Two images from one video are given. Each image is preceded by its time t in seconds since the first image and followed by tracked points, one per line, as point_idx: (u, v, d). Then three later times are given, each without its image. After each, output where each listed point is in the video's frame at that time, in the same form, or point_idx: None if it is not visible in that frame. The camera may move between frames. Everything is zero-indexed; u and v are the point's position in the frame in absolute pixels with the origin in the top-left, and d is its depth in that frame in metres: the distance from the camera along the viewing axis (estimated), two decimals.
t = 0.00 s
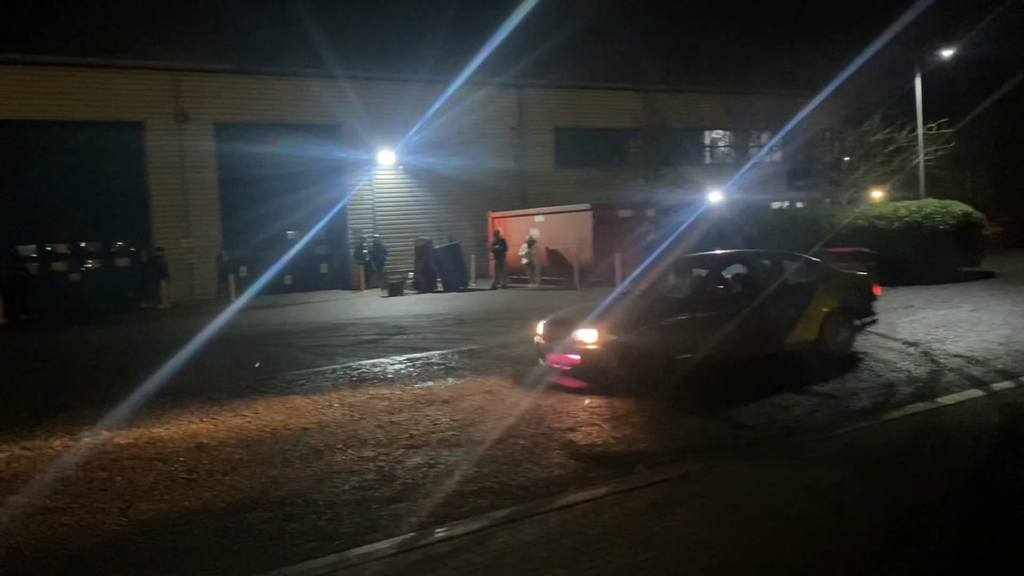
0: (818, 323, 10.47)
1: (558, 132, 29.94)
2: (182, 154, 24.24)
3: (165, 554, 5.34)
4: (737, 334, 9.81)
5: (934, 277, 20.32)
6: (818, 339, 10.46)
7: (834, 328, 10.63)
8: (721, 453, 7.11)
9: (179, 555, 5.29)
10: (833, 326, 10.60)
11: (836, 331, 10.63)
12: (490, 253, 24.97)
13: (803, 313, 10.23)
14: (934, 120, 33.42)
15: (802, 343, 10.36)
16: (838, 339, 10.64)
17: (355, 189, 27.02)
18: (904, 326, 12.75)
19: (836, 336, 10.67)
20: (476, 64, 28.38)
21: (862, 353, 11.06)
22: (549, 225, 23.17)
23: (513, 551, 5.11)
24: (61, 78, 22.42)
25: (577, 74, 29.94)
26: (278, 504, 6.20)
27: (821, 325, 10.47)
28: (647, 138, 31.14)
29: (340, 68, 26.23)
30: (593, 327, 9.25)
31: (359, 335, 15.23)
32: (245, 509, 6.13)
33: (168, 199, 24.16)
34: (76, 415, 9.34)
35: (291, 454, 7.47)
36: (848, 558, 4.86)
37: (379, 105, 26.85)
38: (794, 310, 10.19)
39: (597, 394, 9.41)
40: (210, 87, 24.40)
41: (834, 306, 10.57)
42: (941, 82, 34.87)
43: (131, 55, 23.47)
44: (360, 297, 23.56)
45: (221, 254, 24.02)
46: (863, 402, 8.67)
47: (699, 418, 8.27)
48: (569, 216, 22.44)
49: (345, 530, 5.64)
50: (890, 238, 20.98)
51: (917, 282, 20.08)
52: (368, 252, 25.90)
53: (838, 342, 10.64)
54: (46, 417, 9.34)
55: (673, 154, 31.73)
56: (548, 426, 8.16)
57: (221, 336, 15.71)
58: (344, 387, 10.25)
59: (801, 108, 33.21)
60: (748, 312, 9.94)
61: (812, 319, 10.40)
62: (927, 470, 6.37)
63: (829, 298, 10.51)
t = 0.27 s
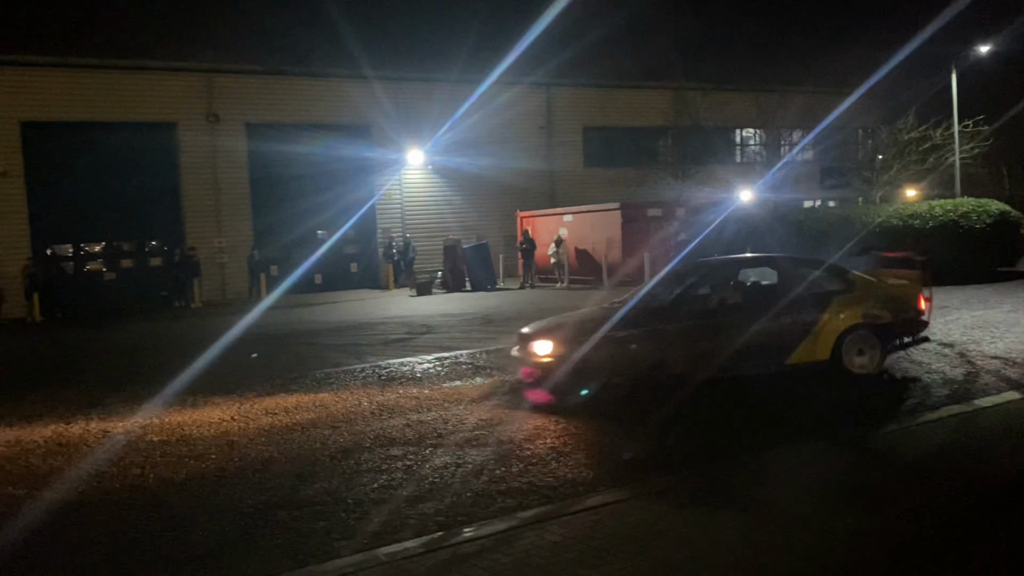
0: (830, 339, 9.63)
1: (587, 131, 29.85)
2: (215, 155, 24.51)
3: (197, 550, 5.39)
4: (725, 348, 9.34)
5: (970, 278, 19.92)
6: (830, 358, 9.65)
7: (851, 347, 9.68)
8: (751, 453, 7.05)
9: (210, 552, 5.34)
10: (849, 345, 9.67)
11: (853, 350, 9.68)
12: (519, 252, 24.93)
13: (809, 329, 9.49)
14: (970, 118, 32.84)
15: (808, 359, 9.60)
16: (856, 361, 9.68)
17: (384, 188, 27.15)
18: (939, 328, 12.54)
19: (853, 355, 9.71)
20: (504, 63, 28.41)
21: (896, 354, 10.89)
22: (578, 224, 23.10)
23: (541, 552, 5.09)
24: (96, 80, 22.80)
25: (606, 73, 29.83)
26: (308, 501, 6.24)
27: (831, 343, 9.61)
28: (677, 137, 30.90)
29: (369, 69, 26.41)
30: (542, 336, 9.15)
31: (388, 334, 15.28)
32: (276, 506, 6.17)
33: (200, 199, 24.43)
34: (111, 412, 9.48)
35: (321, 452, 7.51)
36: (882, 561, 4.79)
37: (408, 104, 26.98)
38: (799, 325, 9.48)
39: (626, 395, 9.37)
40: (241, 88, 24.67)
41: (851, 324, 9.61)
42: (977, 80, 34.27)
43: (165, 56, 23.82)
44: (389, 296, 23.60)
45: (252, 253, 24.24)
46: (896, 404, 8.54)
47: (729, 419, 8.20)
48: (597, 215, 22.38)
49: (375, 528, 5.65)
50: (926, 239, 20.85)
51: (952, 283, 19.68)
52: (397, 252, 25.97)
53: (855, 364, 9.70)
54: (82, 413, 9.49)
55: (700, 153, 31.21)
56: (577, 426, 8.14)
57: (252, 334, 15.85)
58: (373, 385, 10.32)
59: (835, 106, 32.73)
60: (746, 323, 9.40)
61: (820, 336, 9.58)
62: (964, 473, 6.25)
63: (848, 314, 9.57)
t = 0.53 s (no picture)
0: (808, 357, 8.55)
1: (629, 126, 29.67)
2: (258, 152, 24.84)
3: (241, 540, 5.49)
4: (687, 358, 8.52)
5: None
6: (805, 379, 8.58)
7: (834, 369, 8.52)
8: (794, 451, 6.95)
9: (256, 542, 5.43)
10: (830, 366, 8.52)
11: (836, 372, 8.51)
12: (559, 248, 24.89)
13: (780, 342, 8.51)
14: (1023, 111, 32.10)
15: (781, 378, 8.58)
16: (835, 384, 8.53)
17: (425, 185, 27.28)
18: (990, 325, 12.25)
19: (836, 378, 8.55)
20: (545, 59, 28.40)
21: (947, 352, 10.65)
22: (618, 221, 23.00)
23: (579, 549, 5.08)
24: (144, 79, 23.25)
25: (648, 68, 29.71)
26: (350, 494, 6.30)
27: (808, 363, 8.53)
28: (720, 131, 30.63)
29: (411, 66, 26.58)
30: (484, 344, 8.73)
31: (429, 330, 15.36)
32: (317, 498, 6.25)
33: (245, 196, 24.77)
34: (158, 406, 9.68)
35: (361, 446, 7.59)
36: (929, 564, 4.69)
37: (449, 101, 27.09)
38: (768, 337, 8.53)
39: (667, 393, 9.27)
40: (284, 86, 24.98)
41: (831, 342, 8.48)
42: None
43: (209, 56, 24.23)
44: (429, 292, 23.69)
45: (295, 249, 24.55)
46: (945, 403, 8.36)
47: (772, 417, 8.09)
48: (637, 211, 22.24)
49: (416, 521, 5.69)
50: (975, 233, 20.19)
51: (1004, 279, 19.23)
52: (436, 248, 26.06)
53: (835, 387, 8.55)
54: (133, 407, 9.71)
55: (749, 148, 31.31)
56: (615, 424, 8.10)
57: (297, 330, 16.06)
58: (414, 380, 10.37)
59: (884, 100, 32.16)
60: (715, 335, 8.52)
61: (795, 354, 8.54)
62: (1015, 475, 6.09)
63: (827, 329, 8.48)
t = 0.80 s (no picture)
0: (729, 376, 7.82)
1: (686, 115, 29.33)
2: (315, 144, 25.13)
3: (303, 525, 5.58)
4: (606, 368, 8.00)
5: None
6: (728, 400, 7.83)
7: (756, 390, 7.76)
8: (856, 448, 6.78)
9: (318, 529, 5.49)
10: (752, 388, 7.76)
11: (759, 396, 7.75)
12: (613, 239, 24.72)
13: (695, 355, 7.77)
14: None
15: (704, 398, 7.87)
16: (760, 406, 7.75)
17: (478, 176, 27.32)
18: None
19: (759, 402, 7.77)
20: (601, 47, 28.17)
21: (1017, 346, 10.33)
22: (674, 211, 22.71)
23: (639, 544, 5.04)
24: (204, 73, 23.68)
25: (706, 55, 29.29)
26: (408, 484, 6.33)
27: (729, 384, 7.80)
28: (779, 119, 30.12)
29: (466, 57, 26.59)
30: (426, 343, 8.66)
31: (482, 320, 15.37)
32: (377, 485, 6.32)
33: (302, 187, 25.10)
34: (222, 392, 9.89)
35: (419, 436, 7.66)
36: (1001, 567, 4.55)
37: (503, 91, 27.08)
38: (686, 349, 7.82)
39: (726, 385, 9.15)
40: (341, 78, 25.23)
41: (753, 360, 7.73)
42: None
43: (268, 49, 24.55)
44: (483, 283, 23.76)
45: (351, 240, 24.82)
46: (1016, 399, 8.10)
47: (833, 413, 7.91)
48: (693, 201, 21.96)
49: (474, 513, 5.69)
50: None
51: None
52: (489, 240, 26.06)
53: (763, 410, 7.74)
54: (196, 395, 9.90)
55: (809, 137, 30.74)
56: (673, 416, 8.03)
57: (353, 319, 16.26)
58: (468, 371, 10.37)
59: (951, 86, 31.31)
60: (639, 344, 7.92)
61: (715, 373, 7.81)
62: None
63: (752, 343, 7.73)
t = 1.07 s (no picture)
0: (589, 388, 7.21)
1: (746, 100, 28.88)
2: (372, 132, 25.36)
3: (367, 507, 5.68)
4: (493, 371, 7.67)
5: None
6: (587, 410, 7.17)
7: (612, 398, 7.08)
8: (919, 441, 6.65)
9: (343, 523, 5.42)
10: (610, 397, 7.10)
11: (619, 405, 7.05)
12: (669, 227, 24.47)
13: (560, 359, 7.20)
14: None
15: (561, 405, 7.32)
16: (619, 420, 7.03)
17: (533, 163, 27.27)
18: None
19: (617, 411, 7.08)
20: (658, 33, 27.90)
21: None
22: (732, 198, 22.39)
23: (701, 530, 5.01)
24: (264, 63, 24.08)
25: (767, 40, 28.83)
26: (465, 471, 6.38)
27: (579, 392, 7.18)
28: (841, 104, 29.50)
29: (522, 44, 26.57)
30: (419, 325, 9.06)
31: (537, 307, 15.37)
32: (438, 471, 6.41)
33: (359, 176, 25.33)
34: (283, 377, 10.08)
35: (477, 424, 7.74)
36: None
37: (559, 78, 26.97)
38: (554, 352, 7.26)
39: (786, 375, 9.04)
40: (397, 67, 25.44)
41: (608, 367, 7.00)
42: None
43: (326, 39, 24.86)
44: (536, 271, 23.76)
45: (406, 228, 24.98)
46: None
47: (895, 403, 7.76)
48: (752, 187, 21.64)
49: (529, 501, 5.70)
50: None
51: None
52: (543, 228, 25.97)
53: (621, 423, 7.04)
54: (256, 378, 10.08)
55: (870, 121, 29.93)
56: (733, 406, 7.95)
57: (410, 306, 16.42)
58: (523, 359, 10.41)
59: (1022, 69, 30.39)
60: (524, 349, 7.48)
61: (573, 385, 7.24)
62: None
63: (607, 350, 7.00)
